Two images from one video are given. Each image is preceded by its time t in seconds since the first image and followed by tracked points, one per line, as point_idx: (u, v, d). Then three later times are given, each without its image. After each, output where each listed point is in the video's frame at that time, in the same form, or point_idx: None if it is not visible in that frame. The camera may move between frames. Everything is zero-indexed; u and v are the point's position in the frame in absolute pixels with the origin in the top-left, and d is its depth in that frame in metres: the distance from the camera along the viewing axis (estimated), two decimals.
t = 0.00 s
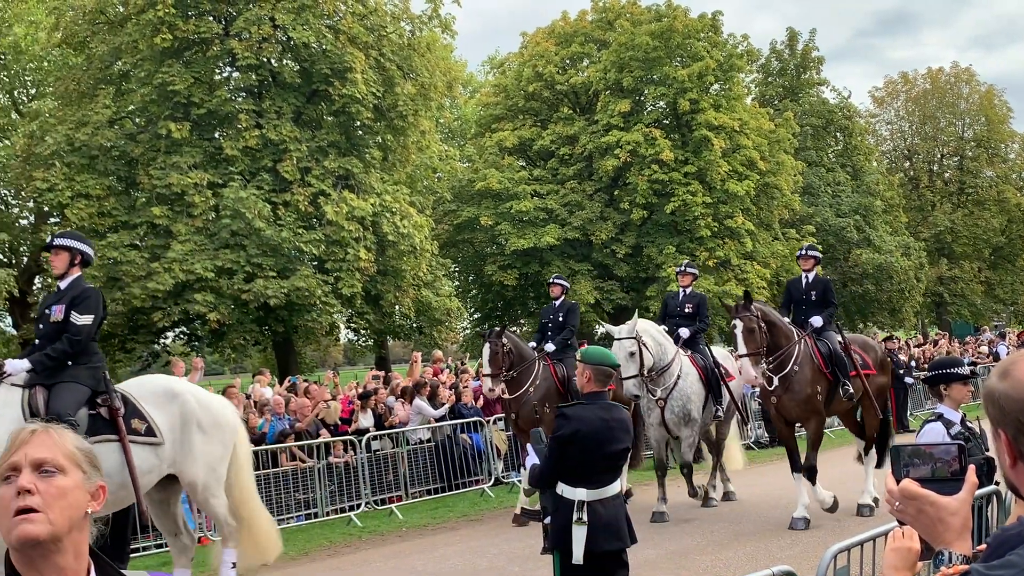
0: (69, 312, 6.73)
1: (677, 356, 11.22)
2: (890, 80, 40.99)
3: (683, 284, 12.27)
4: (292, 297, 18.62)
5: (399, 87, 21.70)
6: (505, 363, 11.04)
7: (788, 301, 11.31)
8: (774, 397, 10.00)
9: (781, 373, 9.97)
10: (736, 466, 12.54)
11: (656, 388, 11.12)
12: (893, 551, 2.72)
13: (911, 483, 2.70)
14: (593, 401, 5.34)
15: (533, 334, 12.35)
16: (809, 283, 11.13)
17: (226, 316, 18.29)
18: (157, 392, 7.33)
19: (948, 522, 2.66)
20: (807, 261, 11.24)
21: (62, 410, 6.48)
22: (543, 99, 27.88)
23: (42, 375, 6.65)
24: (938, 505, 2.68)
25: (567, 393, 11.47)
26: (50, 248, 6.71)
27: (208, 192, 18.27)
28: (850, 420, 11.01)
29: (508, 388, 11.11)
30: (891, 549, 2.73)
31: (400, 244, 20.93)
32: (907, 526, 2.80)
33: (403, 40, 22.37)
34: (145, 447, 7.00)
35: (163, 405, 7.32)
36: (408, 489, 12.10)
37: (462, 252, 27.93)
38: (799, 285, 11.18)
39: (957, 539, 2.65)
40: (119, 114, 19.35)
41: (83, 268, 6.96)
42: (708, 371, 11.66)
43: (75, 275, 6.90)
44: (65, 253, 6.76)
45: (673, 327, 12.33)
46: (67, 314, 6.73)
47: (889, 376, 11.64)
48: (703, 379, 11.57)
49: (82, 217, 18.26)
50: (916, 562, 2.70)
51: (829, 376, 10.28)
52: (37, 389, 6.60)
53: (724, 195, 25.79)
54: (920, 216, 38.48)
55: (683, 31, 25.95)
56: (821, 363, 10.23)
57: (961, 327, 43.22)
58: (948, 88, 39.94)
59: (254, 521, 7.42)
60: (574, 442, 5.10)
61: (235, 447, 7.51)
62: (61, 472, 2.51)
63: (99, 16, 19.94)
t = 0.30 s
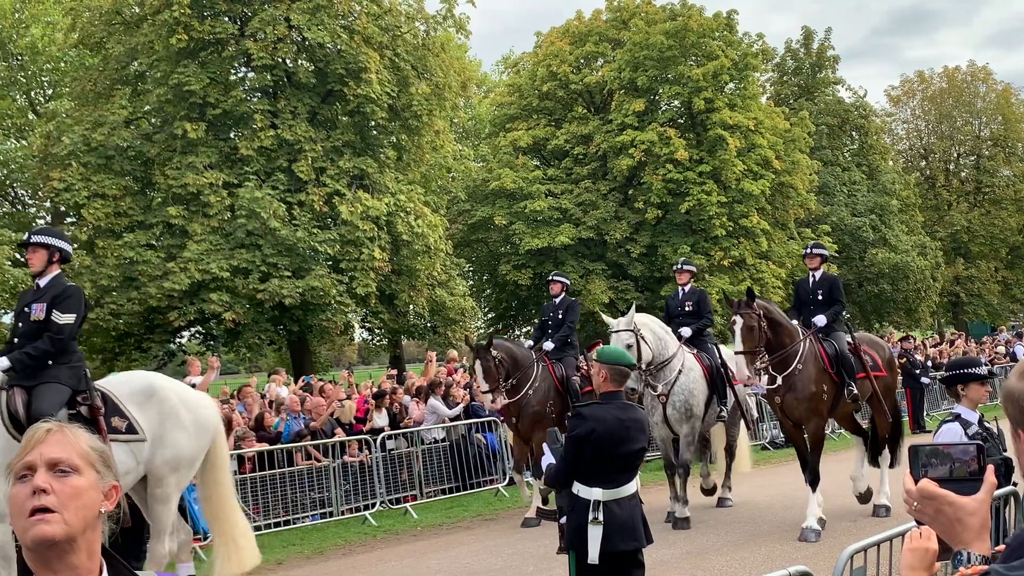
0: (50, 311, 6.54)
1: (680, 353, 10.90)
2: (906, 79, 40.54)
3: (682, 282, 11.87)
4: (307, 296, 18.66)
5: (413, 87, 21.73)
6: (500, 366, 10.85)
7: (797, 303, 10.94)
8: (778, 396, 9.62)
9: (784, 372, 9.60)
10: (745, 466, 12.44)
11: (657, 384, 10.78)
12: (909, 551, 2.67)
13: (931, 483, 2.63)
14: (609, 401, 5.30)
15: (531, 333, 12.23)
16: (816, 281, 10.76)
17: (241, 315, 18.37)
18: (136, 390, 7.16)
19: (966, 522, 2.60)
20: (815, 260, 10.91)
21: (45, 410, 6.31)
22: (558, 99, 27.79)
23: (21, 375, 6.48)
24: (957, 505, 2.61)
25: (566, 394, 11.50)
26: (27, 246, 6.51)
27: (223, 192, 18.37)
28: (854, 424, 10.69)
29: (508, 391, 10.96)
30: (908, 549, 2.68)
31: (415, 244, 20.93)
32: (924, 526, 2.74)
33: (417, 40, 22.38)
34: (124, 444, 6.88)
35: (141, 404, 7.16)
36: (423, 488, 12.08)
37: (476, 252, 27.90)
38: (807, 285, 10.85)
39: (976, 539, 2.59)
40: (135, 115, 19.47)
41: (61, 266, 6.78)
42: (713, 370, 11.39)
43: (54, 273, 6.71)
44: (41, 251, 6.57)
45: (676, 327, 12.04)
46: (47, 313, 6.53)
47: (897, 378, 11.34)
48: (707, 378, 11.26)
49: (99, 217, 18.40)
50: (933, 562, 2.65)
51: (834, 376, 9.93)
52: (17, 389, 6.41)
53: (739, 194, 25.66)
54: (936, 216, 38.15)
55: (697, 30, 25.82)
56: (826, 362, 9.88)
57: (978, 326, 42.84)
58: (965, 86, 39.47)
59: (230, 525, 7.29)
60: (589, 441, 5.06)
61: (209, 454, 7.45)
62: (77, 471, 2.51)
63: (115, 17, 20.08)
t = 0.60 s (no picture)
0: (16, 315, 6.42)
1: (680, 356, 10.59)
2: (921, 77, 40.19)
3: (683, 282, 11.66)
4: (321, 296, 18.72)
5: (425, 86, 21.76)
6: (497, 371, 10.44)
7: (799, 301, 10.68)
8: (782, 399, 9.46)
9: (787, 373, 9.45)
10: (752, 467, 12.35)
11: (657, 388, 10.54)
12: (924, 551, 2.63)
13: (946, 483, 2.59)
14: (623, 400, 5.28)
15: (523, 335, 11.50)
16: (820, 279, 10.51)
17: (255, 315, 18.44)
18: (108, 398, 6.55)
19: (981, 522, 2.56)
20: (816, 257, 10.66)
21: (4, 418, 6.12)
22: (571, 98, 27.73)
23: None
24: (972, 505, 2.58)
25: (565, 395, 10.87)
26: None
27: (237, 192, 18.45)
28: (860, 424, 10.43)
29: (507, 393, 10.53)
30: (923, 549, 2.63)
31: (428, 243, 20.95)
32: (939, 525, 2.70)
33: (430, 40, 22.41)
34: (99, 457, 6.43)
35: (113, 412, 6.55)
36: (437, 487, 12.08)
37: (489, 251, 27.89)
38: (810, 283, 10.60)
39: (991, 539, 2.55)
40: (150, 115, 19.56)
41: (35, 270, 6.69)
42: (713, 370, 11.09)
43: (25, 276, 6.60)
44: (13, 253, 6.48)
45: (677, 326, 11.74)
46: (13, 316, 6.41)
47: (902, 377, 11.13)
48: (709, 378, 10.99)
49: (114, 216, 18.50)
50: (947, 562, 2.61)
51: (838, 376, 9.78)
52: None
53: (753, 193, 25.54)
54: (951, 214, 37.86)
55: (710, 29, 25.71)
56: (829, 362, 9.73)
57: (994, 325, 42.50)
58: (980, 85, 39.04)
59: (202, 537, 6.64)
60: (602, 441, 5.03)
61: (188, 462, 6.84)
62: (89, 474, 2.52)
63: (129, 18, 20.20)
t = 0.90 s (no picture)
0: None
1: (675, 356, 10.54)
2: (932, 74, 39.93)
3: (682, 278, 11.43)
4: (331, 295, 18.75)
5: (435, 86, 21.77)
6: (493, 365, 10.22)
7: (795, 299, 10.52)
8: (777, 398, 9.24)
9: (784, 373, 9.22)
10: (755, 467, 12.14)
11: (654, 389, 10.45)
12: (934, 549, 2.62)
13: (956, 481, 2.58)
14: (633, 399, 5.23)
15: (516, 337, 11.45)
16: (817, 279, 10.36)
17: (266, 314, 18.48)
18: (83, 395, 6.46)
19: (992, 520, 2.55)
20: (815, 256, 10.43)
21: None
22: (581, 96, 27.67)
23: None
24: (983, 503, 2.56)
25: (563, 393, 10.88)
26: None
27: (248, 192, 18.51)
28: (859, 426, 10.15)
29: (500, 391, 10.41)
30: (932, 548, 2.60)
31: (438, 243, 20.97)
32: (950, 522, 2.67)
33: (440, 39, 22.41)
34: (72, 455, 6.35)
35: (88, 408, 6.47)
36: (447, 486, 12.08)
37: (499, 250, 27.85)
38: (807, 282, 10.41)
39: (1003, 537, 2.53)
40: (161, 115, 19.65)
41: None
42: (712, 369, 10.98)
43: None
44: None
45: (675, 324, 11.56)
46: None
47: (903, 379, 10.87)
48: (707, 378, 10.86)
49: (125, 216, 18.56)
50: (958, 562, 2.60)
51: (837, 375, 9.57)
52: None
53: (763, 191, 25.45)
54: (963, 212, 37.62)
55: (721, 27, 25.61)
56: (828, 362, 9.52)
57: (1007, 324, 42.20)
58: (992, 82, 38.76)
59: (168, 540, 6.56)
60: (611, 440, 5.00)
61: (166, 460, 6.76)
62: (101, 472, 2.52)
63: (140, 18, 20.29)
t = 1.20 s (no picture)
0: None
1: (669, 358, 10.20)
2: (941, 73, 39.72)
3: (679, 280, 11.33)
4: (340, 295, 18.77)
5: (443, 85, 21.77)
6: (487, 358, 10.08)
7: (790, 297, 10.33)
8: (773, 400, 9.07)
9: (780, 375, 9.03)
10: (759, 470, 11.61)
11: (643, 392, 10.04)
12: (944, 549, 2.60)
13: (966, 479, 2.56)
14: (642, 398, 5.21)
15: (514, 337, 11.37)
16: (811, 276, 10.13)
17: (275, 314, 18.50)
18: (45, 399, 5.96)
19: (1002, 518, 2.52)
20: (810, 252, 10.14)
21: None
22: (589, 96, 27.63)
23: None
24: (994, 502, 2.53)
25: (552, 397, 10.66)
26: None
27: (257, 191, 18.55)
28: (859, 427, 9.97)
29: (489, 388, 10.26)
30: (942, 547, 2.62)
31: (446, 242, 20.98)
32: (960, 521, 2.64)
33: (448, 39, 22.40)
34: (32, 462, 5.79)
35: (50, 414, 5.95)
36: (456, 486, 12.07)
37: (507, 250, 27.80)
38: (801, 279, 10.20)
39: (1013, 535, 2.49)
40: (170, 115, 19.71)
41: None
42: (707, 374, 10.62)
43: None
44: None
45: (670, 327, 11.40)
46: None
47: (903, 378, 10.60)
48: (702, 383, 10.54)
49: (134, 216, 18.61)
50: (968, 562, 2.57)
51: (833, 377, 9.32)
52: None
53: (772, 190, 25.38)
54: (973, 212, 37.42)
55: (729, 26, 25.50)
56: (825, 362, 9.31)
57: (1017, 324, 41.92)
58: (1001, 81, 38.52)
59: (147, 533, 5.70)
60: (622, 439, 4.99)
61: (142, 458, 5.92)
62: (120, 474, 2.53)
63: (149, 18, 20.34)
